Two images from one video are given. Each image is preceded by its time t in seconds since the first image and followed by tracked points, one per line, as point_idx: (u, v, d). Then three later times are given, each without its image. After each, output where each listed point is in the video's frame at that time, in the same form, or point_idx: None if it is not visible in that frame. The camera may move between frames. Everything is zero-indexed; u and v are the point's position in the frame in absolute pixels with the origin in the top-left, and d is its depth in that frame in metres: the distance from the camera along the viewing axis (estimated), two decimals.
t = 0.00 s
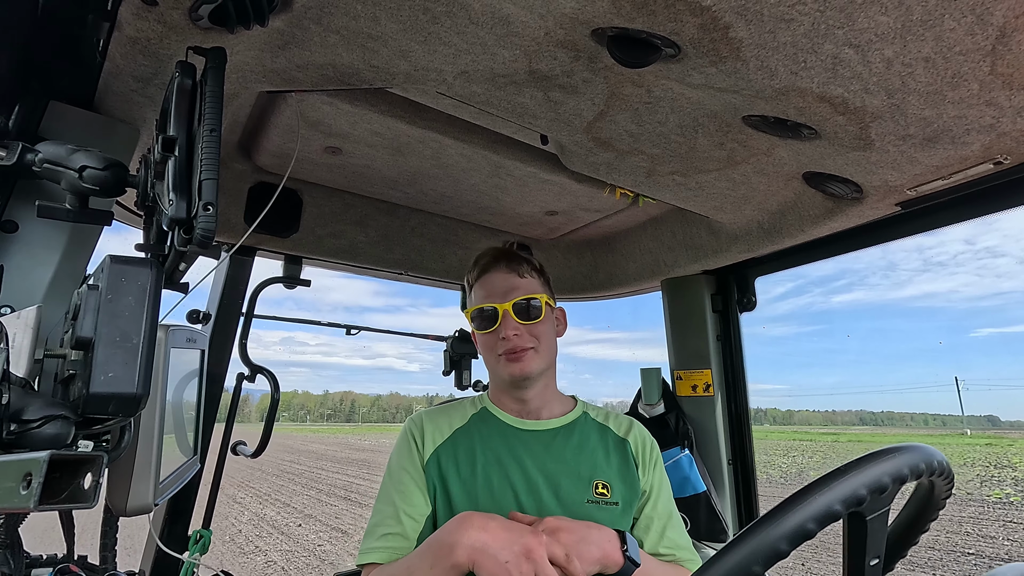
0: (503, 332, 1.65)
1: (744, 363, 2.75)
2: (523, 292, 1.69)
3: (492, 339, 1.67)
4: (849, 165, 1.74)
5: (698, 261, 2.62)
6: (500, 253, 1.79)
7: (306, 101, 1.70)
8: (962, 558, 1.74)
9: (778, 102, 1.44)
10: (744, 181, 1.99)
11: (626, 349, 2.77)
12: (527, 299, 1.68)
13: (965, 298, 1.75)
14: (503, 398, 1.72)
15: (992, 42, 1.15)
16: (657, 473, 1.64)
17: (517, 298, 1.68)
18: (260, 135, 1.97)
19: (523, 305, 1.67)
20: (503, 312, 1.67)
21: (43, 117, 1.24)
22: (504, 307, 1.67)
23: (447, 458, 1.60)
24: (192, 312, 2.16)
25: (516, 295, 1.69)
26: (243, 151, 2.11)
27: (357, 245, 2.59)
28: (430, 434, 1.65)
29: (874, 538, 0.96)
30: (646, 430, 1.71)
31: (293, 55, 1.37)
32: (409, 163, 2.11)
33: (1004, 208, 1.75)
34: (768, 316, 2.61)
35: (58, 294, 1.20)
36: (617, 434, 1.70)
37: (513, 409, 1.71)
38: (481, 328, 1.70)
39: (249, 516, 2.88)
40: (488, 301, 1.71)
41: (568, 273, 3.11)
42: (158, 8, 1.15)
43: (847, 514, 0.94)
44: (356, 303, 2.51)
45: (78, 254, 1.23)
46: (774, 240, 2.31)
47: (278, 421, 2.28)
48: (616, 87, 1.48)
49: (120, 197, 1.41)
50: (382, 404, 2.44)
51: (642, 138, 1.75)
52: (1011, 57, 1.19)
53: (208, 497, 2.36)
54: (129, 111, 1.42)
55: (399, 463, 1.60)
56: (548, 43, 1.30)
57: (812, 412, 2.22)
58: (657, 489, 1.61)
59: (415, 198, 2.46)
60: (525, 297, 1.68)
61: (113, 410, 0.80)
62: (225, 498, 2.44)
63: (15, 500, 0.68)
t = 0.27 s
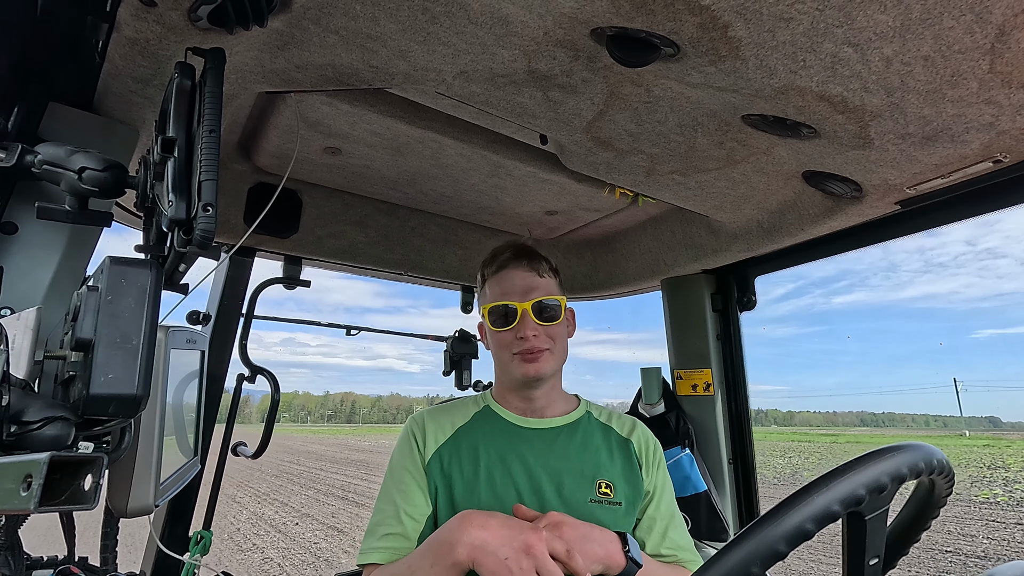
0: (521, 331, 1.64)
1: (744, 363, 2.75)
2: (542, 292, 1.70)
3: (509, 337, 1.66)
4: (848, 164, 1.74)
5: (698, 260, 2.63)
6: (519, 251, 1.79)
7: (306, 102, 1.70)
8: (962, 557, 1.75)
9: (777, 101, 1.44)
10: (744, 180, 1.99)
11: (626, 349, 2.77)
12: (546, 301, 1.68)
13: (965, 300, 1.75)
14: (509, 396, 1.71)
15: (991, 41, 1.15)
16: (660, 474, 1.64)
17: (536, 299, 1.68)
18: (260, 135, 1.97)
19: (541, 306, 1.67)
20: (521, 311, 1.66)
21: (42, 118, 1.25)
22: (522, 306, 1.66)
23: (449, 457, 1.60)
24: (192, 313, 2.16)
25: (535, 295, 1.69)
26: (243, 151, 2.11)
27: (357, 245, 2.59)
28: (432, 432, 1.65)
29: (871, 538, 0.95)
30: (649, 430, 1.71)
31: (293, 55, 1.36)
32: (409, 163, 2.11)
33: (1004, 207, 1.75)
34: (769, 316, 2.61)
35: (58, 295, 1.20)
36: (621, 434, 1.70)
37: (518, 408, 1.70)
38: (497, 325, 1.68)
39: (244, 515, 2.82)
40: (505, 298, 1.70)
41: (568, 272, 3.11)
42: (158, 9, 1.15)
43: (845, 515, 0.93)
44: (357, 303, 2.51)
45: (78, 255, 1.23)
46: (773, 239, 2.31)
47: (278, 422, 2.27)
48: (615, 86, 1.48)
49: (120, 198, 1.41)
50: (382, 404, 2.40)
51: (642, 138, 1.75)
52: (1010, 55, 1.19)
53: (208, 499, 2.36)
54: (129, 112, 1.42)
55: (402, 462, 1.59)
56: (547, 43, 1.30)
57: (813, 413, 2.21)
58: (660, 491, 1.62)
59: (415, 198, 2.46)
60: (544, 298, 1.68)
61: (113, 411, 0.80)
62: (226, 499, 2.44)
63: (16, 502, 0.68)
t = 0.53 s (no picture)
0: (525, 334, 1.64)
1: (744, 362, 2.75)
2: (550, 297, 1.69)
3: (511, 337, 1.66)
4: (848, 163, 1.74)
5: (699, 260, 2.63)
6: (533, 253, 1.77)
7: (306, 102, 1.70)
8: (962, 556, 1.75)
9: (777, 100, 1.44)
10: (744, 180, 1.99)
11: (627, 349, 2.77)
12: (551, 306, 1.68)
13: (965, 299, 1.75)
14: (505, 397, 1.72)
15: (990, 40, 1.15)
16: (656, 477, 1.64)
17: (542, 303, 1.68)
18: (260, 136, 1.97)
19: (547, 311, 1.67)
20: (527, 314, 1.66)
21: (43, 119, 1.25)
22: (528, 308, 1.66)
23: (444, 459, 1.60)
24: (192, 313, 2.16)
25: (543, 299, 1.68)
26: (243, 152, 2.11)
27: (357, 245, 2.59)
28: (427, 433, 1.65)
29: (847, 555, 0.95)
30: (645, 433, 1.71)
31: (292, 56, 1.37)
32: (409, 163, 2.11)
33: (1004, 206, 1.74)
34: (769, 316, 2.61)
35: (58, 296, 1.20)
36: (616, 437, 1.70)
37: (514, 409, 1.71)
38: (500, 322, 1.68)
39: (244, 513, 2.80)
40: (512, 298, 1.69)
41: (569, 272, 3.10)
42: (158, 10, 1.15)
43: (835, 520, 0.93)
44: (358, 304, 2.52)
45: (78, 256, 1.23)
46: (774, 238, 2.31)
47: (278, 421, 2.29)
48: (615, 86, 1.48)
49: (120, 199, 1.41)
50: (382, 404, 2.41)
51: (642, 137, 1.75)
52: (1010, 54, 1.19)
53: (209, 500, 2.36)
54: (129, 113, 1.42)
55: (397, 464, 1.60)
56: (547, 43, 1.30)
57: (813, 412, 2.21)
58: (656, 493, 1.61)
59: (415, 198, 2.46)
60: (549, 303, 1.68)
61: (113, 412, 0.80)
62: (226, 500, 2.44)
63: (17, 503, 0.68)
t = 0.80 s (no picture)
0: (527, 328, 1.64)
1: (744, 363, 2.75)
2: (548, 290, 1.70)
3: (513, 333, 1.66)
4: (848, 164, 1.74)
5: (699, 260, 2.63)
6: (529, 249, 1.80)
7: (306, 102, 1.70)
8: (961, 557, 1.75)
9: (777, 101, 1.44)
10: (744, 180, 1.99)
11: (627, 350, 2.77)
12: (552, 299, 1.68)
13: (966, 301, 1.75)
14: (510, 397, 1.71)
15: (990, 40, 1.15)
16: (659, 476, 1.64)
17: (544, 296, 1.68)
18: (260, 136, 1.97)
19: (548, 304, 1.67)
20: (528, 308, 1.66)
21: (43, 118, 1.24)
22: (529, 303, 1.66)
23: (447, 458, 1.60)
24: (192, 313, 2.16)
25: (542, 293, 1.69)
26: (243, 151, 2.11)
27: (357, 245, 2.59)
28: (430, 432, 1.65)
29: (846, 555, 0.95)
30: (648, 431, 1.71)
31: (293, 56, 1.37)
32: (409, 163, 2.11)
33: (1004, 206, 1.75)
34: (769, 317, 2.61)
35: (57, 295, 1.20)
36: (620, 435, 1.71)
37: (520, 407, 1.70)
38: (502, 319, 1.68)
39: (239, 512, 2.71)
40: (512, 294, 1.70)
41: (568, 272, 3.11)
42: (158, 9, 1.15)
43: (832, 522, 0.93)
44: (358, 304, 2.50)
45: (78, 255, 1.23)
46: (773, 239, 2.32)
47: (278, 423, 2.29)
48: (615, 86, 1.48)
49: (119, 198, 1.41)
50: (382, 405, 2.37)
51: (642, 138, 1.75)
52: (1010, 55, 1.19)
53: (208, 500, 2.36)
54: (129, 112, 1.42)
55: (401, 462, 1.60)
56: (547, 42, 1.30)
57: (813, 414, 2.21)
58: (660, 492, 1.62)
59: (415, 198, 2.46)
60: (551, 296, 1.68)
61: (113, 412, 0.80)
62: (226, 499, 2.44)
63: (16, 503, 0.68)
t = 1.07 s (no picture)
0: (532, 326, 1.64)
1: (744, 362, 2.75)
2: (554, 290, 1.70)
3: (517, 331, 1.66)
4: (848, 163, 1.74)
5: (699, 260, 2.63)
6: (537, 249, 1.80)
7: (305, 102, 1.70)
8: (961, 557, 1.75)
9: (777, 100, 1.44)
10: (744, 179, 1.99)
11: (627, 351, 2.77)
12: (558, 298, 1.68)
13: (966, 302, 1.75)
14: (511, 397, 1.71)
15: (990, 39, 1.15)
16: (660, 479, 1.64)
17: (549, 295, 1.68)
18: (259, 136, 1.96)
19: (553, 303, 1.67)
20: (533, 306, 1.67)
21: (42, 119, 1.25)
22: (534, 300, 1.66)
23: (447, 459, 1.60)
24: (192, 313, 2.16)
25: (548, 291, 1.69)
26: (242, 152, 2.11)
27: (357, 245, 2.59)
28: (431, 433, 1.65)
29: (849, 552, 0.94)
30: (649, 433, 1.71)
31: (292, 56, 1.37)
32: (409, 163, 2.11)
33: (1005, 206, 1.74)
34: (769, 317, 2.61)
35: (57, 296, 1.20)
36: (621, 437, 1.71)
37: (519, 405, 1.71)
38: (506, 316, 1.68)
39: (239, 509, 2.68)
40: (517, 291, 1.70)
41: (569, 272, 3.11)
42: (157, 10, 1.15)
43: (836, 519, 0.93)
44: (358, 305, 2.50)
45: (78, 256, 1.23)
46: (773, 238, 2.32)
47: (279, 423, 2.29)
48: (615, 86, 1.48)
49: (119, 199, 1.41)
50: (383, 405, 2.38)
51: (642, 137, 1.75)
52: (1009, 53, 1.19)
53: (208, 500, 2.36)
54: (129, 113, 1.42)
55: (401, 463, 1.60)
56: (547, 42, 1.30)
57: (813, 415, 2.21)
58: (660, 495, 1.62)
59: (415, 199, 2.46)
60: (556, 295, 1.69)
61: (113, 412, 0.80)
62: (227, 500, 2.44)
63: (16, 504, 0.68)
